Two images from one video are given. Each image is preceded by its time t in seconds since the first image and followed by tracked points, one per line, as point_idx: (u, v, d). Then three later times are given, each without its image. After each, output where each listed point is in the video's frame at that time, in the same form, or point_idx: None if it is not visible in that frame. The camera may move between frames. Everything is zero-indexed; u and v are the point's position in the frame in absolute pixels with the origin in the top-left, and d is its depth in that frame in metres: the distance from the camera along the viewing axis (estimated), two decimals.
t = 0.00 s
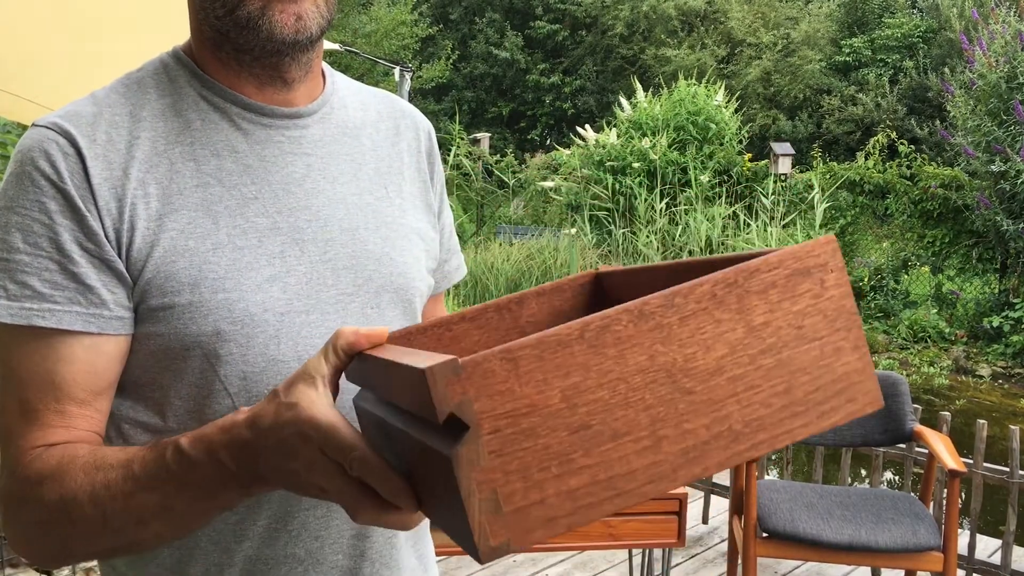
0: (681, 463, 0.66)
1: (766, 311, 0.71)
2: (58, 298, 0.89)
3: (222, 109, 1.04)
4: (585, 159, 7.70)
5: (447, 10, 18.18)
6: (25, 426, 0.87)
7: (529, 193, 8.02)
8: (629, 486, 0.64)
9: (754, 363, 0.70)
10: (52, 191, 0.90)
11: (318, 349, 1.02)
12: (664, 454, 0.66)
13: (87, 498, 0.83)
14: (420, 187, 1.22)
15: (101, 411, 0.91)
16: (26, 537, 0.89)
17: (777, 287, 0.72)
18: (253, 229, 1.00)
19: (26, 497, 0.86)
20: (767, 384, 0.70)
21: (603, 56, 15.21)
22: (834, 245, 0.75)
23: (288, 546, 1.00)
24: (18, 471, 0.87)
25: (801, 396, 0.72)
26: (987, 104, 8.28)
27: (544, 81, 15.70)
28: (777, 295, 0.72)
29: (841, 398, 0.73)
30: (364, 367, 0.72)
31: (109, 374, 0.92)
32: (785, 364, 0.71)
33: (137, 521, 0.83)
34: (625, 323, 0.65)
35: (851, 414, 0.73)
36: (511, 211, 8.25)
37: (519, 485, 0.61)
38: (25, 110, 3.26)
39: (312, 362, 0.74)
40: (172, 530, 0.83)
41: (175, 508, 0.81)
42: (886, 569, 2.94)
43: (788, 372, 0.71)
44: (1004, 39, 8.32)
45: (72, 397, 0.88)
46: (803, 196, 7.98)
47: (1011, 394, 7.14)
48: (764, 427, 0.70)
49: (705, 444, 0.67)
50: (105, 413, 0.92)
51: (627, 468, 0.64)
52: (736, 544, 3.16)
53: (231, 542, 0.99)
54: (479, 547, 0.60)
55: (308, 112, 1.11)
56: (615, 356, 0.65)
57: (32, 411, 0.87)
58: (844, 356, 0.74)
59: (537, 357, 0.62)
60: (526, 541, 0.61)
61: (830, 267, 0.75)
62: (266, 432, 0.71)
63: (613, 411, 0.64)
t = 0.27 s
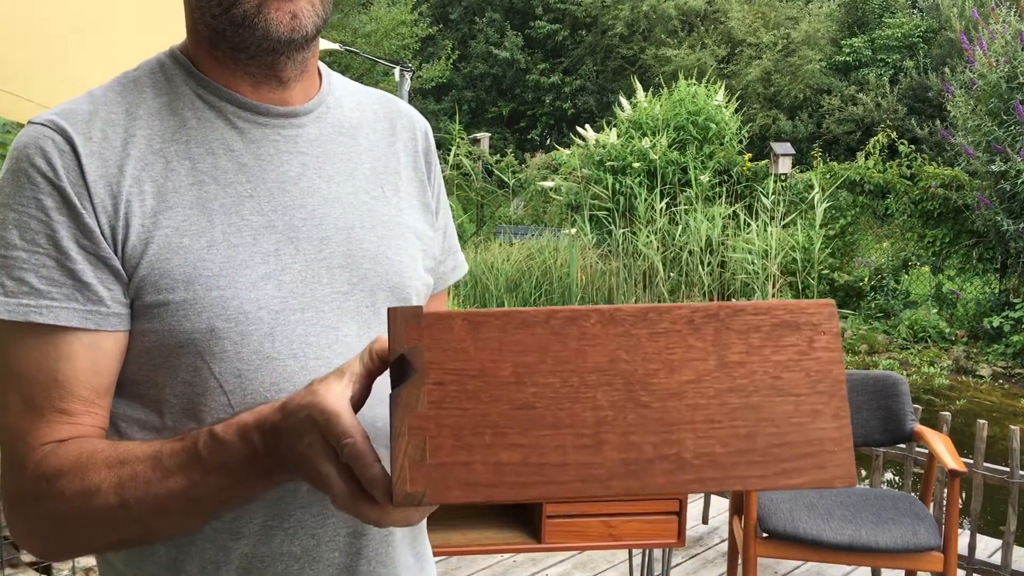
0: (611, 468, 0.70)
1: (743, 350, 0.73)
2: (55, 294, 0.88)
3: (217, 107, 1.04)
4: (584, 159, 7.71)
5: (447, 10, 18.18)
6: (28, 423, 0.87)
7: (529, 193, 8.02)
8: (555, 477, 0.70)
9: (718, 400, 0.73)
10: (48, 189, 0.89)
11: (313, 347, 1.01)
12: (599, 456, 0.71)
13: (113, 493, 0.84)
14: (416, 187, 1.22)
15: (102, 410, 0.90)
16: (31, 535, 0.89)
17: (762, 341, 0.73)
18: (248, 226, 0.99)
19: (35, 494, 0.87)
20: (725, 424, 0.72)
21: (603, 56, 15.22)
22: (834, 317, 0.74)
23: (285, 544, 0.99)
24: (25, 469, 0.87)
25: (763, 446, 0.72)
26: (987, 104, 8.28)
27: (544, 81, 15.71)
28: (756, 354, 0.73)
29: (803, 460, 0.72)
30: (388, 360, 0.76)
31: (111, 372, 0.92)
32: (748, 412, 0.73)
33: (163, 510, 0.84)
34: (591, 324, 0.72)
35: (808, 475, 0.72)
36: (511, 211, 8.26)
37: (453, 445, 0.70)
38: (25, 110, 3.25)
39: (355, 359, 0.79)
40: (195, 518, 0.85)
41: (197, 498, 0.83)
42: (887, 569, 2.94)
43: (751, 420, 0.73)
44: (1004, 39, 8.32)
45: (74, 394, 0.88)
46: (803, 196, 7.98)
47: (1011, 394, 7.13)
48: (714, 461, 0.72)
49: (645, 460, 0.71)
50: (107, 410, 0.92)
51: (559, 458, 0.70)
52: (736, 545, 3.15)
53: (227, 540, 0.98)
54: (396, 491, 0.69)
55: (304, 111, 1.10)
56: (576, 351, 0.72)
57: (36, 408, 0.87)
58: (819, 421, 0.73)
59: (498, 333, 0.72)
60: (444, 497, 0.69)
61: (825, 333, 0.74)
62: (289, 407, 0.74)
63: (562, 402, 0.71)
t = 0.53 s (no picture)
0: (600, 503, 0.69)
1: (738, 386, 0.70)
2: (53, 293, 0.90)
3: (215, 107, 1.05)
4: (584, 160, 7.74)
5: (447, 10, 18.20)
6: (28, 422, 0.89)
7: (529, 193, 8.06)
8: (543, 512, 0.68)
9: (710, 434, 0.70)
10: (47, 189, 0.91)
11: (311, 346, 1.03)
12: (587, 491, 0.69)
13: (116, 497, 0.85)
14: (415, 188, 1.23)
15: (103, 409, 0.92)
16: (31, 531, 0.91)
17: (758, 378, 0.71)
18: (245, 226, 1.01)
19: (38, 494, 0.88)
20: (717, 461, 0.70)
21: (603, 56, 15.26)
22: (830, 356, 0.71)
23: (283, 543, 1.01)
24: (26, 467, 0.89)
25: (754, 482, 0.70)
26: (987, 104, 8.30)
27: (544, 81, 15.74)
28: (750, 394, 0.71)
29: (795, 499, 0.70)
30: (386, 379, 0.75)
31: (109, 370, 0.94)
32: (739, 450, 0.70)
33: (169, 515, 0.85)
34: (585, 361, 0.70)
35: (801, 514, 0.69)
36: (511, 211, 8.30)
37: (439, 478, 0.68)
38: (30, 104, 3.33)
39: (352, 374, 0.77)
40: (199, 523, 0.86)
41: (201, 503, 0.84)
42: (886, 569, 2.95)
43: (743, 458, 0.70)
44: (1003, 39, 8.34)
45: (74, 393, 0.89)
46: (802, 196, 7.99)
47: (1011, 394, 7.15)
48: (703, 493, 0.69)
49: (635, 492, 0.69)
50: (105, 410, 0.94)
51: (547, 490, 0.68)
52: (736, 545, 3.16)
53: (226, 538, 1.00)
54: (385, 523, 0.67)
55: (303, 111, 1.12)
56: (566, 386, 0.70)
57: (37, 405, 0.88)
58: (811, 457, 0.70)
59: (489, 365, 0.69)
60: (433, 531, 0.67)
61: (819, 370, 0.71)
62: (292, 419, 0.74)
63: (553, 435, 0.69)
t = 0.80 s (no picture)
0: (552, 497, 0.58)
1: (690, 377, 0.59)
2: (46, 292, 0.90)
3: (213, 107, 1.06)
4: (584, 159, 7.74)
5: (447, 10, 18.19)
6: (23, 422, 0.88)
7: (529, 193, 8.08)
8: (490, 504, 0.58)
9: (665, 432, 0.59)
10: (44, 189, 0.91)
11: (308, 346, 1.03)
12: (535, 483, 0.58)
13: (117, 496, 0.86)
14: (411, 188, 1.23)
15: (98, 410, 0.92)
16: (27, 531, 0.91)
17: (708, 376, 0.59)
18: (242, 226, 1.01)
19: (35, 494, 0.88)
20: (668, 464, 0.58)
21: (603, 56, 15.27)
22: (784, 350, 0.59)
23: (280, 543, 1.01)
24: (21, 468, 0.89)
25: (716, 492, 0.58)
26: (987, 104, 8.30)
27: (545, 81, 15.74)
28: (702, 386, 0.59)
29: (746, 498, 0.58)
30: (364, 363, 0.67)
31: (104, 369, 0.94)
32: (699, 446, 0.58)
33: (168, 514, 0.86)
34: (536, 344, 0.60)
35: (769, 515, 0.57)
36: (511, 212, 8.27)
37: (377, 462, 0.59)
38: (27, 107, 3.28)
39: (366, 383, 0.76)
40: (200, 524, 0.86)
41: (205, 504, 0.85)
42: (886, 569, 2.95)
43: (701, 454, 0.58)
44: (1003, 39, 8.34)
45: (69, 394, 0.89)
46: (802, 196, 7.99)
47: (1011, 394, 7.15)
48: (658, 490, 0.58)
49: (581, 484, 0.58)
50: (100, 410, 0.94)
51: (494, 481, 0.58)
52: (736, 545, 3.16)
53: (225, 537, 1.00)
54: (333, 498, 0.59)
55: (301, 111, 1.12)
56: (516, 370, 0.60)
57: (33, 405, 0.88)
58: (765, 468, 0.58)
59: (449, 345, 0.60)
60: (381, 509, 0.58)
61: (769, 368, 0.59)
62: (301, 424, 0.73)
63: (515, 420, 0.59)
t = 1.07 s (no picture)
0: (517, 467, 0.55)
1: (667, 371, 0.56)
2: (37, 292, 0.89)
3: (211, 108, 1.06)
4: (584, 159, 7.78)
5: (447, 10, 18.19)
6: (14, 422, 0.88)
7: (529, 193, 8.09)
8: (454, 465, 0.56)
9: (633, 416, 0.56)
10: (40, 190, 0.91)
11: (304, 347, 1.03)
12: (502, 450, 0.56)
13: (107, 493, 0.86)
14: (411, 189, 1.23)
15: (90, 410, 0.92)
16: (15, 528, 0.90)
17: (685, 367, 0.56)
18: (239, 226, 1.01)
19: (21, 491, 0.88)
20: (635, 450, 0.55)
21: (603, 56, 15.30)
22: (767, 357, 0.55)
23: (274, 541, 1.01)
24: (8, 467, 0.88)
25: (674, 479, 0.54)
26: (987, 104, 8.30)
27: (545, 82, 15.76)
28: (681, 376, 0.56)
29: (705, 494, 0.53)
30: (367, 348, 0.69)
31: (95, 370, 0.94)
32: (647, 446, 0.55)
33: (157, 511, 0.86)
34: (519, 318, 0.59)
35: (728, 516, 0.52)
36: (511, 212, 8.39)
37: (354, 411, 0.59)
38: (27, 107, 3.29)
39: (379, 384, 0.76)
40: (186, 521, 0.87)
41: (193, 502, 0.85)
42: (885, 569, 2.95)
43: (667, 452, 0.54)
44: (1003, 39, 8.35)
45: (60, 395, 0.89)
46: (802, 196, 7.99)
47: (1011, 394, 7.15)
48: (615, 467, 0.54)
49: (546, 456, 0.55)
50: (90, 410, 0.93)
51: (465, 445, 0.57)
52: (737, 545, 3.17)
53: (221, 535, 1.00)
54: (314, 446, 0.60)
55: (299, 112, 1.12)
56: (495, 340, 0.59)
57: (26, 405, 0.88)
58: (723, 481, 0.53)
59: (433, 317, 0.61)
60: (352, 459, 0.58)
61: (735, 380, 0.55)
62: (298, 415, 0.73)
63: (487, 388, 0.58)
